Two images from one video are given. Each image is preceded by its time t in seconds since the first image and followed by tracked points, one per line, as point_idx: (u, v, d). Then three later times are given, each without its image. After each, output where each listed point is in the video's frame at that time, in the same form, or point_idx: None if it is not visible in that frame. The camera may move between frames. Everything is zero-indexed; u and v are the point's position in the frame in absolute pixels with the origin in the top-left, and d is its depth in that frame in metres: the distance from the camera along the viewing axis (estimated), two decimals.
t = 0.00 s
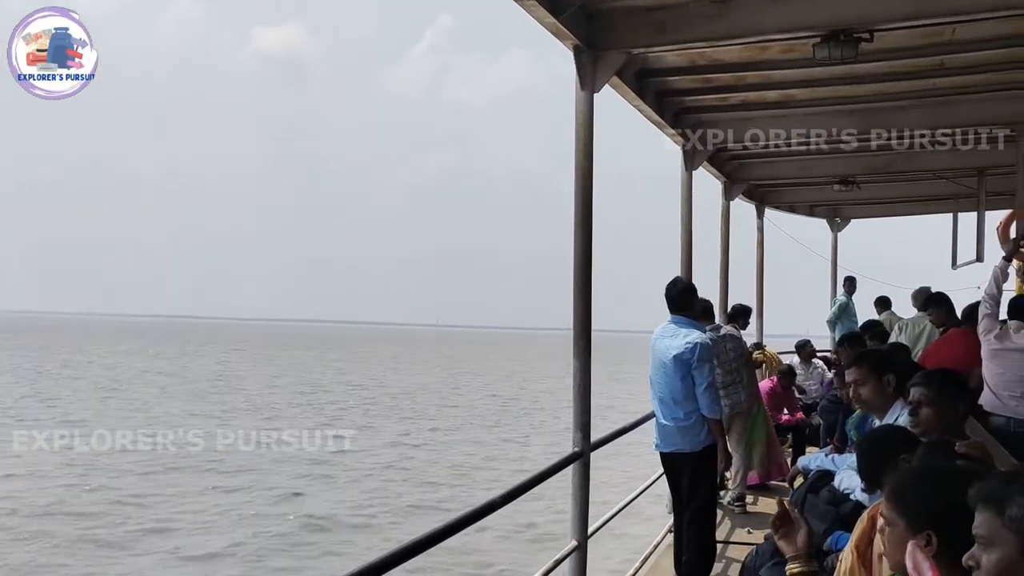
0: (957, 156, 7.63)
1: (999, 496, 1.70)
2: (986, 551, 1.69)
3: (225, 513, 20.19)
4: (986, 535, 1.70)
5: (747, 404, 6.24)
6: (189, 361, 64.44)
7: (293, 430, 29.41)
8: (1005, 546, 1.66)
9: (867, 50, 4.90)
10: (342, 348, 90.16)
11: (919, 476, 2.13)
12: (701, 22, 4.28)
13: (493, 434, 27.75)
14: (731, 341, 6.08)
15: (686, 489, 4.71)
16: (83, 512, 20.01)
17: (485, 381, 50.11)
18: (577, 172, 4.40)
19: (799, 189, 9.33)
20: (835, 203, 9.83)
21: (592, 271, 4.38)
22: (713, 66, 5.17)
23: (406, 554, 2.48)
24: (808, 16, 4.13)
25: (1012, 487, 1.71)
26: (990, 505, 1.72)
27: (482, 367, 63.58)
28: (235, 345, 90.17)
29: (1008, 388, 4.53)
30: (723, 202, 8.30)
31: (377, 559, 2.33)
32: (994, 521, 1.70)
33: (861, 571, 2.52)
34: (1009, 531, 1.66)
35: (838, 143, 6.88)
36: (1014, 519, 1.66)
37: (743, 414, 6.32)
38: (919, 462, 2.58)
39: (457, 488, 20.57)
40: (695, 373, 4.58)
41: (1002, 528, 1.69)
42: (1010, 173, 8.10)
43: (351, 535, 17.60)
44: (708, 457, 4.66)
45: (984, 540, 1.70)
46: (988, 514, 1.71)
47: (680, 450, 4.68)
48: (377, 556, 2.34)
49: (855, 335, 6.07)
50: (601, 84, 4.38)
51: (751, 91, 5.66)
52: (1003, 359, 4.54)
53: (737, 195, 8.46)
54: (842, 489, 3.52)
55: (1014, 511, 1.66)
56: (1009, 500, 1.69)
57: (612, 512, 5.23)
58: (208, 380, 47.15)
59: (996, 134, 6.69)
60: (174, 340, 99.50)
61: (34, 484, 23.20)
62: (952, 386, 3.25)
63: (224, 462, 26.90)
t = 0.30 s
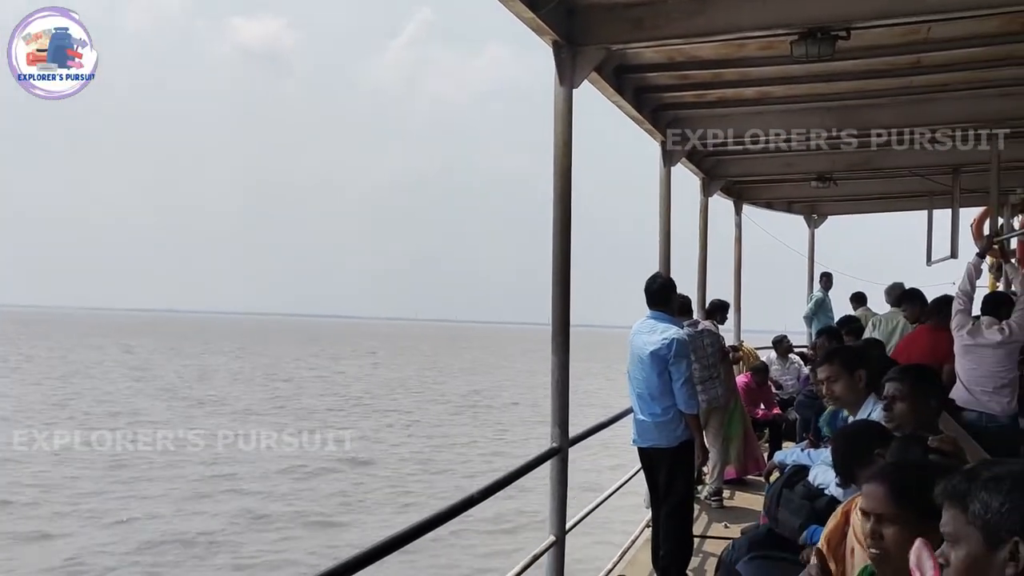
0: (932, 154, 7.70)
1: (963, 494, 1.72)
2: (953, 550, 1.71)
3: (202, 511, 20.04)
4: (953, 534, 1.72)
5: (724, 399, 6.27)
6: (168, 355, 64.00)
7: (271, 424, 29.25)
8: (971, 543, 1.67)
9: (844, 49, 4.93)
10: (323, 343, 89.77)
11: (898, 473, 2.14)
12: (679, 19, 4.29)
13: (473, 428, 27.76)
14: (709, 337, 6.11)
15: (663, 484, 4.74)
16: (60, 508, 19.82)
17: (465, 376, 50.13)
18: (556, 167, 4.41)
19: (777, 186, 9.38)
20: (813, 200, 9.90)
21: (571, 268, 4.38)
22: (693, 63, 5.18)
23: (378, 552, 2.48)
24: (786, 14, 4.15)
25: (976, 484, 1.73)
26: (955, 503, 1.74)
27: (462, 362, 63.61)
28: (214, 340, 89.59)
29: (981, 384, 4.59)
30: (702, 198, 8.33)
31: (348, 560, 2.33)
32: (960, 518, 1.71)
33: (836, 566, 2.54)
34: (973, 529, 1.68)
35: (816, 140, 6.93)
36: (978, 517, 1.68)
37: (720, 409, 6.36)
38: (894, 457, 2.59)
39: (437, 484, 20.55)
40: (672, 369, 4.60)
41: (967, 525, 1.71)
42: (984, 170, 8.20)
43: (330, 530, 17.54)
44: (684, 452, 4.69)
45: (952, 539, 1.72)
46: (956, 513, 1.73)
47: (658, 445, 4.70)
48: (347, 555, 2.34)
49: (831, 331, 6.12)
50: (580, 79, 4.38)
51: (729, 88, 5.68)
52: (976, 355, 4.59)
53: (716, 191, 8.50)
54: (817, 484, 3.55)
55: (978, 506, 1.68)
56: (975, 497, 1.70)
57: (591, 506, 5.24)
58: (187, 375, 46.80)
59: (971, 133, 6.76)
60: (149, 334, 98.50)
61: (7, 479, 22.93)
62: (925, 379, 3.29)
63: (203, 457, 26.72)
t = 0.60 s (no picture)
0: (904, 156, 7.79)
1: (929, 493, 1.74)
2: (921, 548, 1.73)
3: (176, 508, 19.88)
4: (920, 531, 1.74)
5: (696, 398, 6.31)
6: (141, 353, 63.34)
7: (246, 422, 29.05)
8: (936, 540, 1.70)
9: (816, 51, 4.98)
10: (298, 340, 89.31)
11: (870, 473, 2.16)
12: (654, 19, 4.31)
13: (449, 426, 27.74)
14: (681, 336, 6.14)
15: (636, 483, 4.75)
16: (26, 506, 19.51)
17: (441, 375, 50.07)
18: (530, 167, 4.41)
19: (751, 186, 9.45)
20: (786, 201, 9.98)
21: (545, 267, 4.38)
22: (667, 63, 5.21)
23: (349, 552, 2.47)
24: (759, 16, 4.18)
25: (942, 482, 1.75)
26: (921, 502, 1.77)
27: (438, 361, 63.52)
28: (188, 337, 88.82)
29: (947, 383, 4.66)
30: (676, 198, 8.38)
31: (318, 559, 2.32)
32: (927, 517, 1.73)
33: (807, 564, 2.55)
34: (940, 526, 1.70)
35: (792, 142, 6.98)
36: (943, 514, 1.70)
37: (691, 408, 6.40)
38: (864, 456, 2.61)
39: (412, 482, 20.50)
40: (644, 368, 4.62)
41: (934, 523, 1.73)
42: (954, 173, 8.30)
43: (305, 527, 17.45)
44: (656, 450, 4.70)
45: (919, 537, 1.75)
46: (923, 511, 1.75)
47: (630, 445, 4.71)
48: (316, 555, 2.33)
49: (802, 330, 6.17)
50: (555, 78, 4.39)
51: (703, 89, 5.71)
52: (943, 354, 4.66)
53: (690, 191, 8.55)
54: (787, 483, 3.58)
55: (943, 504, 1.71)
56: (941, 496, 1.72)
57: (564, 504, 5.25)
58: (158, 372, 46.29)
59: (942, 136, 6.84)
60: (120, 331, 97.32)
61: None
62: (894, 379, 3.33)
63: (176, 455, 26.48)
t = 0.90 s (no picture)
0: (877, 158, 7.87)
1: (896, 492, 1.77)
2: (887, 545, 1.75)
3: (148, 507, 19.68)
4: (886, 529, 1.76)
5: (671, 397, 6.35)
6: (114, 350, 62.63)
7: (220, 420, 28.84)
8: (902, 538, 1.72)
9: (790, 54, 5.03)
10: (275, 339, 88.85)
11: (840, 473, 2.18)
12: (631, 20, 4.33)
13: (427, 424, 27.68)
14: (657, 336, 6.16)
15: (609, 482, 4.78)
16: None
17: (419, 374, 49.98)
18: (507, 166, 4.41)
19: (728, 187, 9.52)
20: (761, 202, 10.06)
21: (521, 266, 4.39)
22: (644, 64, 5.23)
23: (321, 551, 2.46)
24: (734, 18, 4.21)
25: (909, 481, 1.78)
26: (888, 501, 1.79)
27: (416, 360, 63.43)
28: (163, 335, 88.04)
29: (915, 382, 4.72)
30: (652, 198, 8.42)
31: (289, 558, 2.31)
32: (894, 516, 1.76)
33: (777, 563, 2.58)
34: (906, 524, 1.73)
35: (792, 142, 7.00)
36: (909, 513, 1.73)
37: (666, 407, 6.43)
38: (834, 455, 2.65)
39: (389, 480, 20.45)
40: (618, 367, 4.64)
41: (901, 522, 1.76)
42: (926, 175, 8.40)
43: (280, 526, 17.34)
44: (630, 450, 4.73)
45: (885, 536, 1.77)
46: (889, 510, 1.78)
47: (604, 444, 4.73)
48: (289, 554, 2.33)
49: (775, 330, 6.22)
50: (532, 78, 4.41)
51: (679, 91, 5.75)
52: (912, 353, 4.72)
53: (666, 192, 8.59)
54: (760, 482, 3.61)
55: (909, 503, 1.74)
56: (908, 495, 1.75)
57: (539, 502, 5.26)
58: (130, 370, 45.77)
59: (915, 139, 6.92)
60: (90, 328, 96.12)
61: None
62: (864, 378, 3.37)
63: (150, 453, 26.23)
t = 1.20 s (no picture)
0: (854, 160, 7.93)
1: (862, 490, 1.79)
2: (857, 543, 1.77)
3: (125, 505, 19.52)
4: (856, 527, 1.78)
5: (649, 397, 6.37)
6: (88, 348, 61.95)
7: (198, 418, 28.65)
8: (872, 537, 1.74)
9: (769, 56, 5.06)
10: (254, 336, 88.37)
11: (814, 470, 2.20)
12: (611, 20, 4.34)
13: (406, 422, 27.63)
14: (636, 336, 6.17)
15: (588, 481, 4.79)
16: None
17: (399, 373, 49.89)
18: (485, 166, 4.40)
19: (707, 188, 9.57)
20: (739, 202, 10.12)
21: (499, 265, 4.39)
22: (623, 64, 5.24)
23: (298, 549, 2.45)
24: (713, 20, 4.23)
25: (877, 480, 1.79)
26: (858, 500, 1.80)
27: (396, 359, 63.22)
28: (141, 333, 87.31)
29: (889, 381, 4.77)
30: (631, 199, 8.45)
31: (265, 557, 2.29)
32: (863, 514, 1.78)
33: (751, 561, 2.59)
34: (876, 523, 1.74)
35: (794, 142, 7.05)
36: (880, 512, 1.74)
37: (644, 407, 6.46)
38: (808, 453, 2.67)
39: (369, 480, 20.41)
40: (595, 367, 4.65)
41: (871, 521, 1.77)
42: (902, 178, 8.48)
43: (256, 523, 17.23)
44: (607, 449, 4.74)
45: (855, 534, 1.79)
46: (858, 508, 1.80)
47: (582, 444, 4.74)
48: (264, 553, 2.31)
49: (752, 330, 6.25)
50: (511, 77, 4.41)
51: (658, 91, 5.77)
52: (886, 353, 4.77)
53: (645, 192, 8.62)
54: (735, 481, 3.64)
55: (878, 502, 1.75)
56: (876, 494, 1.76)
57: (518, 500, 5.26)
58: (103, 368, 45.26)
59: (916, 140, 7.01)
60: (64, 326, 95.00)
61: None
62: (839, 378, 3.39)
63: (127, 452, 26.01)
